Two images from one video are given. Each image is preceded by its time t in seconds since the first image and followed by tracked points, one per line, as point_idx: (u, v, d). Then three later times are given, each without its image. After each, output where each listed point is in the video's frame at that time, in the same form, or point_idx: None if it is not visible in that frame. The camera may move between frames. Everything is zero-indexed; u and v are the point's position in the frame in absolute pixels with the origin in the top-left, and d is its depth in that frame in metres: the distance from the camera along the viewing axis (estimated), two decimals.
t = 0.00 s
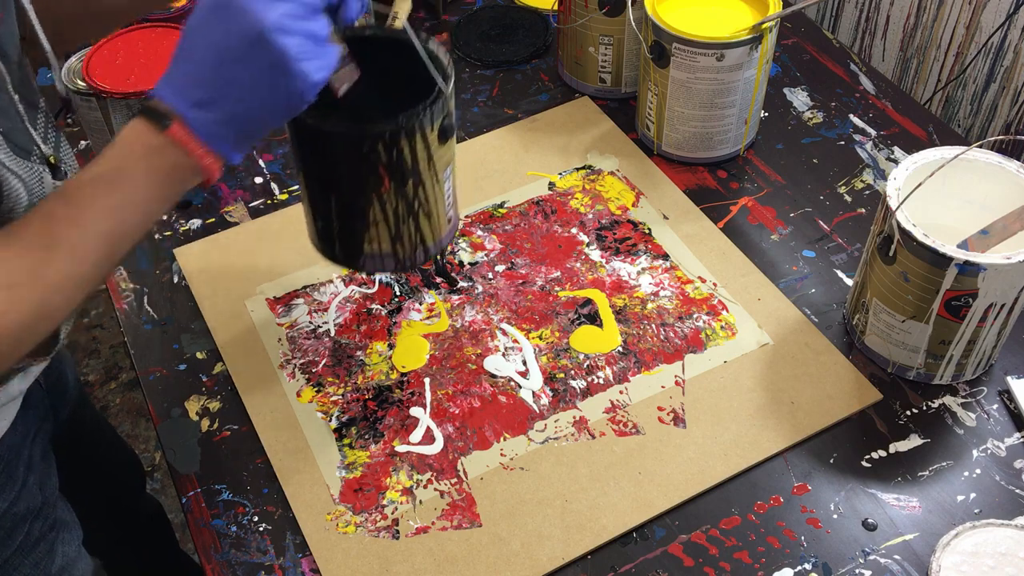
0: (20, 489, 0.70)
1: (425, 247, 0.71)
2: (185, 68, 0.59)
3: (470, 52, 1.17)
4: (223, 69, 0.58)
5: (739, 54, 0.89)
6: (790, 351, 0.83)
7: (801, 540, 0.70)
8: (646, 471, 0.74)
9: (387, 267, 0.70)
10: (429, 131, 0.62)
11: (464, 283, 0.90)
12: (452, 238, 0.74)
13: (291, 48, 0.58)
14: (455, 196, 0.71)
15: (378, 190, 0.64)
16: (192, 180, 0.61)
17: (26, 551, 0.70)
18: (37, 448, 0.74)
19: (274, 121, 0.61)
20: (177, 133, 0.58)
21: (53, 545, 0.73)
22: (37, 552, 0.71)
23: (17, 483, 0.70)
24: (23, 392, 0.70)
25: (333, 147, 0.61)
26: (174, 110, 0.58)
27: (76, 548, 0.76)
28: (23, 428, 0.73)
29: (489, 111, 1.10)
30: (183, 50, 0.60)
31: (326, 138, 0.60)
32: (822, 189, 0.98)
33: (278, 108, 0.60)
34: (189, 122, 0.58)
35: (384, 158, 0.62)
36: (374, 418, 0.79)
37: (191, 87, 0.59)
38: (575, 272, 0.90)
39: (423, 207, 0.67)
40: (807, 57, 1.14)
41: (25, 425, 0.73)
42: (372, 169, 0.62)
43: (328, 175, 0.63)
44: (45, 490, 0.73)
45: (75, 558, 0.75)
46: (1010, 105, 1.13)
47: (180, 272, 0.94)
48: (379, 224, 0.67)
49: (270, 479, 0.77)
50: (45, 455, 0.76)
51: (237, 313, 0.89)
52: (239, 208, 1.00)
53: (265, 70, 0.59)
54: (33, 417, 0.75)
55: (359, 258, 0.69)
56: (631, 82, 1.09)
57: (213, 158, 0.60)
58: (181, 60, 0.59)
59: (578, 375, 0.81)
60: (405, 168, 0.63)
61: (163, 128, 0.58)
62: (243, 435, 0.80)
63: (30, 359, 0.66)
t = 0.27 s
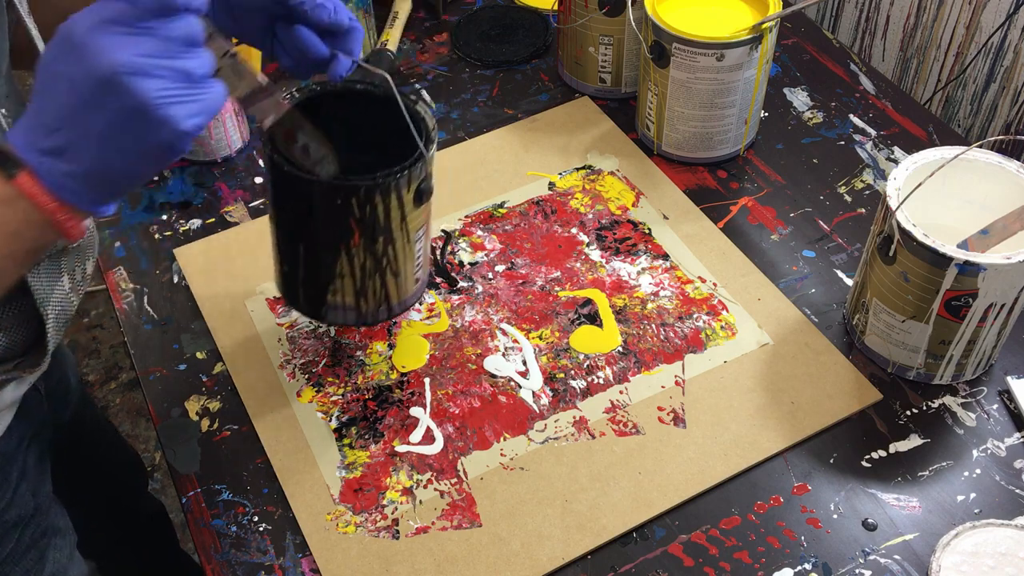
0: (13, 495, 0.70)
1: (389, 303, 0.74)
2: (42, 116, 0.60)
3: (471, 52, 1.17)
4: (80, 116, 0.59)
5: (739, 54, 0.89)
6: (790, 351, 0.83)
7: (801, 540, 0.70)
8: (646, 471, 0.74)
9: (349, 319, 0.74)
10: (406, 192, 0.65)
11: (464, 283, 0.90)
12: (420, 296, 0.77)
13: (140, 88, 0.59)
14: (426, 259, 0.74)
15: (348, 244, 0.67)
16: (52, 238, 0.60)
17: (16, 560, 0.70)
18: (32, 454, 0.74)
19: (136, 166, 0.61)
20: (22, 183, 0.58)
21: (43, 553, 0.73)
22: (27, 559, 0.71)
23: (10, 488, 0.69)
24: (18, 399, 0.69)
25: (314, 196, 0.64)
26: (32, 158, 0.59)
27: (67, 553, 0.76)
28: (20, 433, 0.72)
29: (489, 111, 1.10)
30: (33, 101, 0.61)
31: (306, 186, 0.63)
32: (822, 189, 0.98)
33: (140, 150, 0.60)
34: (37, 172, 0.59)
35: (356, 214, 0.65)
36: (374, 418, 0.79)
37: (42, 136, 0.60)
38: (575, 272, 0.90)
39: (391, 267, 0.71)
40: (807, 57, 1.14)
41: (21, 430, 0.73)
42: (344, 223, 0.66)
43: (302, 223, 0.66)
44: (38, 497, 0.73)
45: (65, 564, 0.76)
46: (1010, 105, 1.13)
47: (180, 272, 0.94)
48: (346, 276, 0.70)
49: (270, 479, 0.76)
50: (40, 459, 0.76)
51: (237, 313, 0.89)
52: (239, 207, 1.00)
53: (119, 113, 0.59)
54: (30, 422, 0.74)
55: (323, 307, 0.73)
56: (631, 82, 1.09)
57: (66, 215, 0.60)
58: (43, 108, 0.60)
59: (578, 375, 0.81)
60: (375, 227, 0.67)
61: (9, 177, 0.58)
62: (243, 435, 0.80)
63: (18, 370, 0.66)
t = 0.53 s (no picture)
0: (10, 503, 0.70)
1: (375, 304, 0.83)
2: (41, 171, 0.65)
3: (471, 52, 1.17)
4: (81, 172, 0.64)
5: (739, 54, 0.89)
6: (790, 351, 0.83)
7: (801, 540, 0.70)
8: (646, 471, 0.74)
9: (337, 318, 0.82)
10: (392, 204, 0.73)
11: (464, 283, 0.90)
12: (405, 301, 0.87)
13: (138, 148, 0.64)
14: (409, 264, 0.83)
15: (338, 253, 0.75)
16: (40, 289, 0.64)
17: (13, 567, 0.69)
18: (32, 459, 0.74)
19: (126, 221, 0.66)
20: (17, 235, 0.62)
21: (42, 559, 0.72)
22: (26, 565, 0.70)
23: (7, 495, 0.70)
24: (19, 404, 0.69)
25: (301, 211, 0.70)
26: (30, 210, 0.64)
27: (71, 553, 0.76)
28: (16, 439, 0.73)
29: (489, 111, 1.10)
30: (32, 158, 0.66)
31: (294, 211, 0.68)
32: (822, 189, 0.98)
33: (132, 206, 0.66)
34: (35, 225, 0.64)
35: (345, 228, 0.73)
36: (374, 418, 0.79)
37: (41, 190, 0.65)
38: (575, 272, 0.90)
39: (378, 271, 0.79)
40: (807, 57, 1.14)
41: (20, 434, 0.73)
42: (334, 237, 0.73)
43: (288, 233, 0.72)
44: (37, 503, 0.73)
45: (68, 568, 0.74)
46: (1010, 105, 1.13)
47: (180, 272, 0.94)
48: (334, 282, 0.78)
49: (270, 479, 0.76)
50: (41, 464, 0.76)
51: (237, 314, 0.89)
52: (239, 207, 1.00)
53: (115, 171, 0.64)
54: (28, 427, 0.75)
55: (311, 305, 0.80)
56: (631, 82, 1.09)
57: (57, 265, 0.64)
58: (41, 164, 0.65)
59: (578, 375, 0.81)
60: (365, 238, 0.75)
61: (5, 229, 0.62)
62: (243, 435, 0.80)
63: (16, 378, 0.65)
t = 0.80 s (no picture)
0: (18, 504, 0.70)
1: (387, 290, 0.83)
2: (75, 95, 0.61)
3: (471, 52, 1.17)
4: (110, 92, 0.60)
5: (739, 54, 0.89)
6: (790, 351, 0.83)
7: (801, 540, 0.70)
8: (647, 471, 0.74)
9: (352, 305, 0.83)
10: (399, 190, 0.73)
11: (464, 283, 0.90)
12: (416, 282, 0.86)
13: (164, 61, 0.60)
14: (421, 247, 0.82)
15: (348, 241, 0.75)
16: (83, 216, 0.61)
17: (24, 568, 0.70)
18: (36, 461, 0.74)
19: (162, 140, 0.62)
20: (55, 164, 0.60)
21: (50, 559, 0.73)
22: (35, 566, 0.71)
23: (14, 498, 0.69)
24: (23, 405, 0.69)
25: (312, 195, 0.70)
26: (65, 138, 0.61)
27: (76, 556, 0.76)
28: (22, 441, 0.72)
29: (489, 111, 1.10)
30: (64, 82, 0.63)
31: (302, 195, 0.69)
32: (822, 189, 0.98)
33: (167, 126, 0.62)
34: (70, 152, 0.60)
35: (354, 213, 0.72)
36: (374, 418, 0.79)
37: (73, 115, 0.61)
38: (575, 272, 0.90)
39: (388, 258, 0.79)
40: (808, 57, 1.14)
41: (23, 438, 0.73)
42: (343, 223, 0.73)
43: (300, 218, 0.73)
44: (44, 503, 0.73)
45: (73, 567, 0.75)
46: (1009, 105, 1.13)
47: (179, 272, 0.94)
48: (345, 269, 0.78)
49: (270, 479, 0.76)
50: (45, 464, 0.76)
51: (237, 313, 0.89)
52: (239, 207, 1.00)
53: (144, 89, 0.60)
54: (31, 429, 0.74)
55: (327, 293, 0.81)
56: (631, 82, 1.09)
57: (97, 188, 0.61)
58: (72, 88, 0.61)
59: (578, 375, 0.81)
60: (373, 224, 0.74)
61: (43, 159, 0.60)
62: (243, 435, 0.80)
63: (24, 376, 0.64)
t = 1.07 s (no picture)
0: (24, 504, 0.70)
1: (396, 252, 0.70)
2: (207, 49, 0.59)
3: (471, 52, 1.17)
4: (259, 44, 0.59)
5: (739, 54, 0.89)
6: (790, 351, 0.83)
7: (801, 540, 0.70)
8: (646, 471, 0.74)
9: (357, 271, 0.70)
10: (407, 128, 0.62)
11: (464, 283, 0.90)
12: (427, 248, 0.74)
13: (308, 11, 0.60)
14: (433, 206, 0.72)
15: (351, 188, 0.64)
16: (220, 159, 0.59)
17: (31, 567, 0.70)
18: (42, 462, 0.74)
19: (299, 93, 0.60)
20: (204, 112, 0.57)
21: (58, 558, 0.72)
22: (43, 565, 0.71)
23: (21, 498, 0.69)
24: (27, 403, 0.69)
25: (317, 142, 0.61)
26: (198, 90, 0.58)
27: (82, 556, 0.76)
28: (27, 442, 0.72)
29: (489, 111, 1.10)
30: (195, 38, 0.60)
31: (312, 150, 0.62)
32: (822, 189, 0.98)
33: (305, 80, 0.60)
34: (216, 99, 0.58)
35: (359, 155, 0.62)
36: (374, 418, 0.79)
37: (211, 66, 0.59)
38: (575, 272, 0.90)
39: (397, 211, 0.67)
40: (807, 57, 1.14)
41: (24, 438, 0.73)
42: (348, 166, 0.63)
43: (303, 175, 0.63)
44: (50, 503, 0.73)
45: (81, 567, 0.75)
46: (1010, 105, 1.13)
47: (180, 272, 0.94)
48: (350, 225, 0.66)
49: (270, 479, 0.77)
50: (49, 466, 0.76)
51: (237, 313, 0.89)
52: (239, 208, 1.00)
53: (292, 42, 0.59)
54: (37, 429, 0.74)
55: (330, 257, 0.69)
56: (631, 82, 1.09)
57: (239, 135, 0.59)
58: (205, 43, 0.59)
59: (578, 375, 0.81)
60: (381, 169, 0.64)
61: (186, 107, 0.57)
62: (243, 435, 0.80)
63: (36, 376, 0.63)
